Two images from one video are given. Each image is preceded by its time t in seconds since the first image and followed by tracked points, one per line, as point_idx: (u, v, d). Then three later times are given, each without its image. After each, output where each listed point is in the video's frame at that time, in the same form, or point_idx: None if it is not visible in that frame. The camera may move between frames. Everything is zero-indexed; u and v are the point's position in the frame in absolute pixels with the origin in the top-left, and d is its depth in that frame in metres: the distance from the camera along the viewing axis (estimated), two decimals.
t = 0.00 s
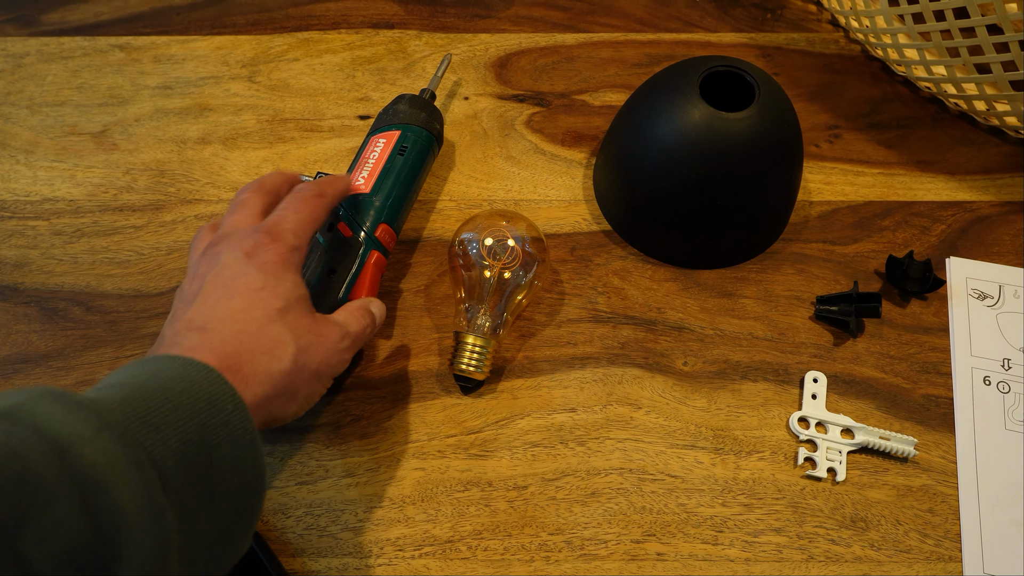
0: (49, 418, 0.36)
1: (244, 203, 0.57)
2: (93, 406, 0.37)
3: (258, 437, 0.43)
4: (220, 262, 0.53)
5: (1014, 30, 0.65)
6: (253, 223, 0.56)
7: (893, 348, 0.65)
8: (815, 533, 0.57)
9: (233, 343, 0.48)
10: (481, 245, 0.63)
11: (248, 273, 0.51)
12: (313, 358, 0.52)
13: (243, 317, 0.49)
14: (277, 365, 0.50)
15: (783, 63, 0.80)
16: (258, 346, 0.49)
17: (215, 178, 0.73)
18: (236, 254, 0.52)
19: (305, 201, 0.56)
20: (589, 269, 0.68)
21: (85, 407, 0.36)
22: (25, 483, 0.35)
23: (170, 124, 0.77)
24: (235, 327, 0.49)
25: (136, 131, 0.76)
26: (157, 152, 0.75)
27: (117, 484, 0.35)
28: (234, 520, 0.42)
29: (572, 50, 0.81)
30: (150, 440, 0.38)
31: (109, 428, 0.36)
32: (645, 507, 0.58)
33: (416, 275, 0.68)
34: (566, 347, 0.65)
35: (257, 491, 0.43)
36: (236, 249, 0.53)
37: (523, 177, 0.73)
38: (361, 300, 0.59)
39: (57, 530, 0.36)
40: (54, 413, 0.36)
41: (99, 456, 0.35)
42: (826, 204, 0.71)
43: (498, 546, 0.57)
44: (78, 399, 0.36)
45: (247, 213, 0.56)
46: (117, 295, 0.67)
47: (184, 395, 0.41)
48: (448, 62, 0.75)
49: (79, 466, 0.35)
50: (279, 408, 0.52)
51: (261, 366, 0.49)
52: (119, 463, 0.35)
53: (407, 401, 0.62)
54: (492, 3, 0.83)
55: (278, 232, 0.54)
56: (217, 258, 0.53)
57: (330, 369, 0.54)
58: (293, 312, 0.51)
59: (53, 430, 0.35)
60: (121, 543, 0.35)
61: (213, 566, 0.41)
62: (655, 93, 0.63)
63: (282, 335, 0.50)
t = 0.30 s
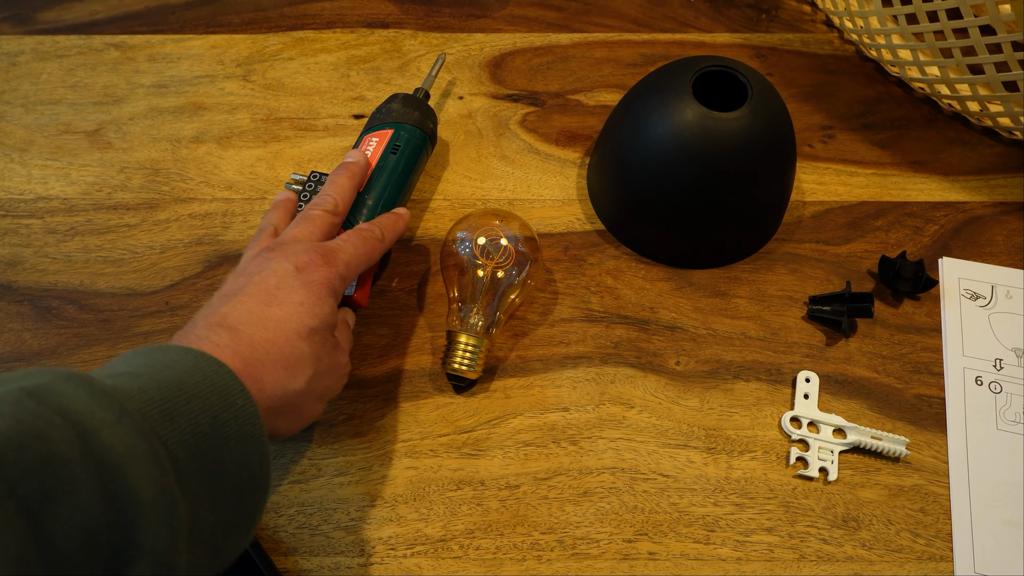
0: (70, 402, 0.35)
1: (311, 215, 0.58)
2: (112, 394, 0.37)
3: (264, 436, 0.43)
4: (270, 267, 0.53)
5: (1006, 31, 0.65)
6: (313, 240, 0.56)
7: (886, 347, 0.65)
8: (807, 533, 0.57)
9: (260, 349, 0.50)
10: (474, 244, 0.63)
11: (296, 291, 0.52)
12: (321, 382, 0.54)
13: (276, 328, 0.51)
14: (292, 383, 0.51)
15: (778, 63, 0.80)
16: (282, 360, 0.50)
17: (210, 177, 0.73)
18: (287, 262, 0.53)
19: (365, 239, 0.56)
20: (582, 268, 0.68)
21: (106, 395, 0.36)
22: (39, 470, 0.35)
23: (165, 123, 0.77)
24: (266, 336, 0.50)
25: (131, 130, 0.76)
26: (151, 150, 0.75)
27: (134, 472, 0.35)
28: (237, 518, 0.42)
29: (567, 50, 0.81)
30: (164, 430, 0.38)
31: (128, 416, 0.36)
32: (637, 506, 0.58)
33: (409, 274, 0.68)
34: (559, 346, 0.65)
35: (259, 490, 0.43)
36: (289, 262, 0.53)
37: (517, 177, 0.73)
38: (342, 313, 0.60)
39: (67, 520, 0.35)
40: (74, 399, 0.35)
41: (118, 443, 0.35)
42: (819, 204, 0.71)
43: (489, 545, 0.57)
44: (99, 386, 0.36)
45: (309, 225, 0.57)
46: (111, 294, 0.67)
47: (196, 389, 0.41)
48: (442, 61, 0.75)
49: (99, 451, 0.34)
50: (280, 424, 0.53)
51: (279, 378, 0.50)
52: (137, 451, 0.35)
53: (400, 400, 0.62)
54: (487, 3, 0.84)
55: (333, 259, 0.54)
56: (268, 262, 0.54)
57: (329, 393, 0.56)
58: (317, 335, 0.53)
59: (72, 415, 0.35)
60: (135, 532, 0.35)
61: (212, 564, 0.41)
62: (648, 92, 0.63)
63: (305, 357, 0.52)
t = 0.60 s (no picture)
0: (93, 415, 0.35)
1: (309, 225, 0.58)
2: (136, 405, 0.37)
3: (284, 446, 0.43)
4: (276, 279, 0.54)
5: (1001, 29, 0.65)
6: (315, 249, 0.57)
7: (882, 346, 0.65)
8: (804, 531, 0.57)
9: (275, 359, 0.49)
10: (470, 243, 0.63)
11: (304, 298, 0.52)
12: (337, 386, 0.54)
13: (288, 337, 0.51)
14: (310, 388, 0.51)
15: (773, 62, 0.80)
16: (298, 368, 0.50)
17: (205, 177, 0.73)
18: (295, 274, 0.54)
19: (365, 241, 0.57)
20: (578, 267, 0.68)
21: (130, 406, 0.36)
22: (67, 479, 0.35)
23: (160, 123, 0.77)
24: (279, 346, 0.50)
25: (126, 130, 0.76)
26: (146, 150, 0.75)
27: (159, 482, 0.35)
28: (259, 527, 0.42)
29: (563, 49, 0.81)
30: (188, 441, 0.38)
31: (152, 427, 0.36)
32: (634, 505, 0.58)
33: (405, 274, 0.68)
34: (555, 345, 0.64)
35: (281, 499, 0.43)
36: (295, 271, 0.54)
37: (513, 176, 0.73)
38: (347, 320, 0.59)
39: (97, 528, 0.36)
40: (99, 410, 0.35)
41: (143, 453, 0.35)
42: (815, 203, 0.71)
43: (485, 544, 0.57)
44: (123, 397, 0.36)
45: (309, 235, 0.58)
46: (106, 294, 0.67)
47: (217, 399, 0.41)
48: (430, 57, 0.75)
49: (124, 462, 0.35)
50: (302, 432, 0.53)
51: (296, 385, 0.50)
52: (163, 461, 0.35)
53: (396, 400, 0.62)
54: (482, 2, 0.83)
55: (337, 264, 0.55)
56: (274, 275, 0.54)
57: (346, 396, 0.56)
58: (330, 340, 0.53)
59: (97, 426, 0.35)
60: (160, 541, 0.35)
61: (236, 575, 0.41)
62: (644, 91, 0.63)
63: (319, 363, 0.52)
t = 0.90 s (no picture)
0: (65, 402, 0.35)
1: (301, 216, 0.57)
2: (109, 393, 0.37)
3: (267, 429, 0.43)
4: (262, 264, 0.53)
5: (992, 28, 0.65)
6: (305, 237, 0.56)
7: (875, 342, 0.65)
8: (798, 527, 0.58)
9: (261, 339, 0.50)
10: (466, 243, 0.64)
11: (290, 282, 0.52)
12: (328, 365, 0.54)
13: (274, 316, 0.51)
14: (299, 366, 0.51)
15: (767, 61, 0.80)
16: (285, 346, 0.50)
17: (201, 177, 0.74)
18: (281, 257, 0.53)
19: (356, 230, 0.56)
20: (574, 266, 0.69)
21: (102, 393, 0.36)
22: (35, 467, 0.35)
23: (156, 124, 0.77)
24: (265, 325, 0.50)
25: (122, 131, 0.76)
26: (143, 151, 0.75)
27: (132, 468, 0.35)
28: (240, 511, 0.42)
29: (558, 49, 0.81)
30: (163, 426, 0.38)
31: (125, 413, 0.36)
32: (629, 502, 0.58)
33: (402, 273, 0.68)
34: (551, 344, 0.65)
35: (264, 482, 0.43)
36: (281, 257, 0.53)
37: (509, 176, 0.74)
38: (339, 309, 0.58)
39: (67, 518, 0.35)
40: (71, 398, 0.35)
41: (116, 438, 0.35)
42: (809, 201, 0.72)
43: (482, 542, 0.57)
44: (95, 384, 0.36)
45: (300, 224, 0.57)
46: (103, 294, 0.67)
47: (196, 384, 0.41)
48: (430, 60, 0.76)
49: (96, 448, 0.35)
50: (294, 411, 0.53)
51: (284, 363, 0.50)
52: (135, 445, 0.35)
53: (393, 399, 0.62)
54: (478, 3, 0.84)
55: (326, 248, 0.54)
56: (260, 261, 0.53)
57: (340, 376, 0.56)
58: (318, 320, 0.53)
59: (68, 414, 0.35)
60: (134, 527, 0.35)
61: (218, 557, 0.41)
62: (639, 91, 0.63)
63: (307, 339, 0.52)
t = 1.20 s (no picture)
0: None
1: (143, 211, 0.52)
2: None
3: (184, 413, 0.40)
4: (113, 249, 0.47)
5: (990, 27, 0.66)
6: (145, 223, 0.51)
7: (875, 340, 0.65)
8: (798, 523, 0.58)
9: (123, 309, 0.43)
10: (466, 239, 0.64)
11: (150, 247, 0.46)
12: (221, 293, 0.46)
13: (132, 279, 0.44)
14: (175, 304, 0.44)
15: (767, 60, 0.81)
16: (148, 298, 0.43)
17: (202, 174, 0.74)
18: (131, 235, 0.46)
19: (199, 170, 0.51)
20: (574, 263, 0.69)
21: None
22: None
23: (157, 121, 0.77)
24: (127, 301, 0.43)
25: (123, 127, 0.76)
26: (144, 148, 0.75)
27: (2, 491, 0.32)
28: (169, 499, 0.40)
29: (559, 47, 0.81)
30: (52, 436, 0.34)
31: None
32: (629, 497, 0.58)
33: (402, 270, 0.68)
34: (551, 340, 0.65)
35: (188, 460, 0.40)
36: (138, 233, 0.46)
37: (509, 173, 0.74)
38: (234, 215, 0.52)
39: None
40: None
41: None
42: (809, 199, 0.72)
43: (482, 537, 0.57)
44: None
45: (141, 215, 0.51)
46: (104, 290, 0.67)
47: (90, 368, 0.37)
48: (431, 57, 0.76)
49: None
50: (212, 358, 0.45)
51: (158, 314, 0.43)
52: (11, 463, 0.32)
53: (393, 395, 0.62)
54: (478, 1, 0.84)
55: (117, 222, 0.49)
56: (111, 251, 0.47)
57: (252, 299, 0.48)
58: (175, 255, 0.46)
59: None
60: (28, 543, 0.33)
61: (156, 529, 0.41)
62: (640, 88, 0.63)
63: (173, 281, 0.45)
